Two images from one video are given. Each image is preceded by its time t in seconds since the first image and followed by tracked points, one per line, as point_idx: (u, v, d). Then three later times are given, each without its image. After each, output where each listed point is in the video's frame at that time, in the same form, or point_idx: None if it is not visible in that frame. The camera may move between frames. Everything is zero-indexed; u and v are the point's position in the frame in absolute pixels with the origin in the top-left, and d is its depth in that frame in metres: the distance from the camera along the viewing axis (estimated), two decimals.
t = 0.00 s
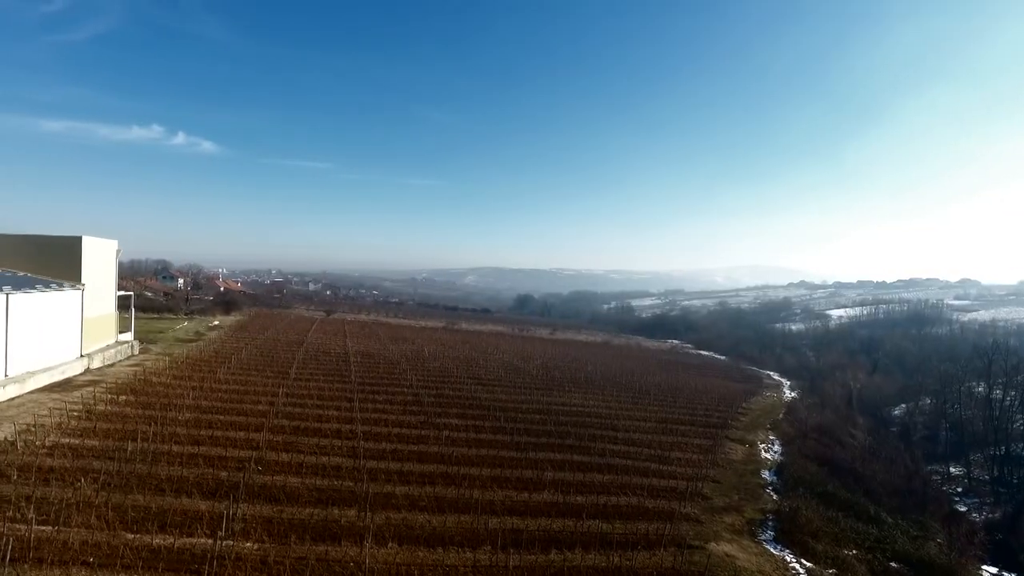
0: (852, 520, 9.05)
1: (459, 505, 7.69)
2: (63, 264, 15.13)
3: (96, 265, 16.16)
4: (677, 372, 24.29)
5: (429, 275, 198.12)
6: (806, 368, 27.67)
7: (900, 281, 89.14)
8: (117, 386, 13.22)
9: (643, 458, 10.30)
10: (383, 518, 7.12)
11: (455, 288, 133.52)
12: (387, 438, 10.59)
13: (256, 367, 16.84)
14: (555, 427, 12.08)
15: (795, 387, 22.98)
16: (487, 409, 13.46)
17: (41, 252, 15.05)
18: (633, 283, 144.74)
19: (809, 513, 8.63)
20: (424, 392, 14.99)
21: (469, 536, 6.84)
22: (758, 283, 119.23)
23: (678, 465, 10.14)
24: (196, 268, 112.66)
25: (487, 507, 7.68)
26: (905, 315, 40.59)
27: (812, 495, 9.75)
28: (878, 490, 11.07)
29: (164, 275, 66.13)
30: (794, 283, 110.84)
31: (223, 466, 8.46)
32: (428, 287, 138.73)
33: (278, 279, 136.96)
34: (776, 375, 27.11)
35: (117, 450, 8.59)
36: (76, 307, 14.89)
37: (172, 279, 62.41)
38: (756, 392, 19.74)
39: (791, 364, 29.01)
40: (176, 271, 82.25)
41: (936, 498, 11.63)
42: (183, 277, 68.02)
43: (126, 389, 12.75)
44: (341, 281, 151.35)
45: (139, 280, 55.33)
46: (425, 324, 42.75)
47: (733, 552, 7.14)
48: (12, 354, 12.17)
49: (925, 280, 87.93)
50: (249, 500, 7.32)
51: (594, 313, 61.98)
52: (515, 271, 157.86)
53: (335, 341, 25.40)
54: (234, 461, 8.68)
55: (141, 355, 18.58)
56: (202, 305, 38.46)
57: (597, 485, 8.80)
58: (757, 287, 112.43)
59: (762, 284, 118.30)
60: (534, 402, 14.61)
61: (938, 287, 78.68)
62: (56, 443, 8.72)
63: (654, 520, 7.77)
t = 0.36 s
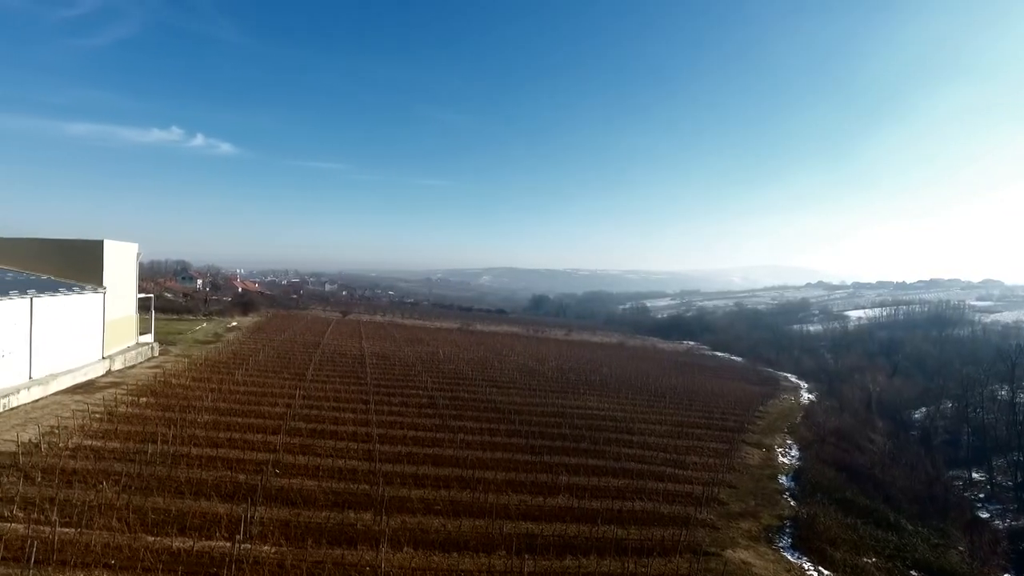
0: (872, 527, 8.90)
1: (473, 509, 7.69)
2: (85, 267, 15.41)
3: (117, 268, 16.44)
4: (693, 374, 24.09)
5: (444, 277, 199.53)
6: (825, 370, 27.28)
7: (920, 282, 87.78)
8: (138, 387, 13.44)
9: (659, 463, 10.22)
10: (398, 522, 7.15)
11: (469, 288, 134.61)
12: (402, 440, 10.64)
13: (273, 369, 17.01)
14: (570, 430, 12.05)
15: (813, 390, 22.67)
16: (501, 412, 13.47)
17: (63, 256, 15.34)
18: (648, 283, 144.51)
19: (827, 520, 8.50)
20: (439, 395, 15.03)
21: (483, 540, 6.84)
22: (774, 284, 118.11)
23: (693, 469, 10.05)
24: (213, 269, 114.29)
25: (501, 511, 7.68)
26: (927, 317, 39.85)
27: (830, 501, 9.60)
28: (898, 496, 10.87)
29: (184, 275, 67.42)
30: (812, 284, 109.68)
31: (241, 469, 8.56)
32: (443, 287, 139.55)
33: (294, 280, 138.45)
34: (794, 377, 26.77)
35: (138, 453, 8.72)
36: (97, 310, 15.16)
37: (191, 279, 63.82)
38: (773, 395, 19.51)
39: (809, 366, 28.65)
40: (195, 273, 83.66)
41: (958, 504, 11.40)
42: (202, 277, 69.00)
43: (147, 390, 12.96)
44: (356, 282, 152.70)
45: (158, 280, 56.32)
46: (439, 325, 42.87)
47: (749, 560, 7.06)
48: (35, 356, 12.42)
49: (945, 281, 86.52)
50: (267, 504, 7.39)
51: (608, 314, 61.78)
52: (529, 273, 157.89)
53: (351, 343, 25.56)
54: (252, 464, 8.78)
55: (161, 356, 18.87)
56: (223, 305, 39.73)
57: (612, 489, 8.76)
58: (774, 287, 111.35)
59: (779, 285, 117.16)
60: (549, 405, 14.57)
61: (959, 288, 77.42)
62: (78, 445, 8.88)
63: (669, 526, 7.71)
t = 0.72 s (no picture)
0: (892, 534, 8.73)
1: (489, 514, 7.70)
2: (106, 270, 15.70)
3: (139, 270, 16.74)
4: (711, 376, 23.88)
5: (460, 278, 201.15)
6: (844, 372, 26.85)
7: (942, 283, 86.41)
8: (160, 389, 13.68)
9: (675, 467, 10.14)
10: (414, 526, 7.18)
11: (483, 288, 135.32)
12: (419, 443, 10.69)
13: (291, 371, 17.20)
14: (586, 434, 12.00)
15: (833, 393, 22.34)
16: (517, 415, 13.47)
17: (85, 259, 15.65)
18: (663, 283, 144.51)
19: (847, 527, 8.37)
20: (455, 397, 15.07)
21: (499, 545, 6.84)
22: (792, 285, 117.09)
23: (711, 474, 9.95)
24: (232, 271, 115.97)
25: (517, 516, 7.67)
26: (950, 318, 39.03)
27: (850, 509, 9.44)
28: (920, 503, 10.66)
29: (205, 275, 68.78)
30: (831, 284, 108.12)
31: (259, 471, 8.66)
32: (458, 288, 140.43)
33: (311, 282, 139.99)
34: (813, 380, 26.38)
35: (159, 455, 8.87)
36: (119, 313, 15.45)
37: (210, 280, 65.28)
38: (792, 398, 19.27)
39: (829, 368, 28.22)
40: (215, 274, 84.98)
41: (982, 511, 11.14)
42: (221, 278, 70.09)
43: (168, 392, 13.18)
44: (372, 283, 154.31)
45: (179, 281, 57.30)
46: (455, 326, 42.96)
47: (768, 567, 6.98)
48: (60, 358, 12.69)
49: (969, 282, 84.97)
50: (285, 507, 7.47)
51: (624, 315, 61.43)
52: (544, 274, 157.73)
53: (367, 344, 25.76)
54: (271, 466, 8.90)
55: (181, 357, 19.17)
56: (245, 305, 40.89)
57: (628, 494, 8.70)
58: (792, 287, 109.96)
59: (797, 286, 115.69)
60: (564, 408, 14.53)
61: (982, 288, 76.20)
62: (102, 447, 9.06)
63: (686, 532, 7.64)
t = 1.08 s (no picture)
0: (915, 543, 8.55)
1: (506, 518, 7.70)
2: (128, 274, 16.01)
3: (161, 273, 17.06)
4: (729, 378, 23.63)
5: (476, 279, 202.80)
6: (865, 375, 26.40)
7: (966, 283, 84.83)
8: (181, 390, 13.93)
9: (693, 472, 10.05)
10: (431, 530, 7.21)
11: (500, 288, 137.16)
12: (435, 446, 10.73)
13: (309, 372, 17.39)
14: (602, 437, 11.95)
15: (854, 396, 21.97)
16: (534, 417, 13.46)
17: (109, 264, 15.98)
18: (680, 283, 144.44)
19: (868, 535, 8.21)
20: (471, 399, 15.09)
21: (515, 550, 6.83)
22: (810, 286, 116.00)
23: (729, 479, 9.84)
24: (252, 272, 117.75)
25: (533, 520, 7.67)
26: (975, 319, 38.20)
27: (872, 516, 9.27)
28: (944, 511, 10.43)
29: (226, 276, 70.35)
30: (851, 285, 106.51)
31: (279, 474, 8.75)
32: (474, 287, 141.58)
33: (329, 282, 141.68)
34: (833, 383, 25.98)
35: (181, 457, 9.01)
36: (142, 315, 15.74)
37: (232, 279, 66.78)
38: (812, 401, 18.97)
39: (849, 370, 27.77)
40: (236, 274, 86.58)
41: (1009, 519, 10.87)
42: (241, 278, 71.21)
43: (189, 393, 13.41)
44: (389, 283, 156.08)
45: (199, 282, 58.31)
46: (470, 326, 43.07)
47: None
48: (85, 360, 12.97)
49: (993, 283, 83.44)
50: (304, 510, 7.55)
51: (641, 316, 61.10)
52: (560, 275, 157.60)
53: (385, 345, 25.95)
54: (290, 469, 8.99)
55: (202, 359, 19.48)
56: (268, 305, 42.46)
57: (645, 499, 8.64)
58: (812, 287, 108.36)
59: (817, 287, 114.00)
60: (581, 411, 14.46)
61: (1007, 289, 74.78)
62: (125, 449, 9.24)
63: (704, 538, 7.56)
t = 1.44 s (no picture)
0: (940, 552, 8.36)
1: (523, 523, 7.69)
2: (151, 276, 16.33)
3: (183, 276, 17.36)
4: (748, 381, 23.35)
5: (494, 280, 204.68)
6: (888, 378, 25.88)
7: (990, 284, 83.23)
8: (203, 392, 14.15)
9: (712, 477, 9.94)
10: (449, 534, 7.23)
11: (517, 288, 139.07)
12: (452, 449, 10.76)
13: (328, 374, 17.55)
14: (620, 441, 11.88)
15: (877, 400, 21.56)
16: (551, 421, 13.42)
17: (131, 266, 16.29)
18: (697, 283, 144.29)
19: (892, 544, 8.05)
20: (488, 402, 15.12)
21: (532, 556, 6.82)
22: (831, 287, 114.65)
23: (748, 485, 9.73)
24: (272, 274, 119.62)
25: (550, 525, 7.64)
26: (1002, 321, 37.28)
27: (894, 523, 9.09)
28: (970, 519, 10.18)
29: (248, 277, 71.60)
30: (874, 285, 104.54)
31: (298, 477, 8.84)
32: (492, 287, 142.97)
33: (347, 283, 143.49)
34: (855, 386, 25.51)
35: (202, 459, 9.14)
36: (165, 317, 16.04)
37: (251, 282, 67.86)
38: (833, 405, 18.67)
39: (872, 373, 27.28)
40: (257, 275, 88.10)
41: None
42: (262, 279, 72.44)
43: (211, 395, 13.61)
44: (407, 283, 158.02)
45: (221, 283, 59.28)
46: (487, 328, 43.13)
47: None
48: (109, 362, 13.24)
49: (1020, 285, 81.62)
50: (323, 512, 7.62)
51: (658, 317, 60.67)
52: (576, 276, 157.84)
53: (402, 347, 26.09)
54: (309, 471, 9.08)
55: (224, 360, 19.77)
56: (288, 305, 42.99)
57: (663, 505, 8.57)
58: (834, 287, 106.70)
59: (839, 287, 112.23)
60: (598, 415, 14.39)
61: None
62: (149, 450, 9.40)
63: (723, 545, 7.48)
